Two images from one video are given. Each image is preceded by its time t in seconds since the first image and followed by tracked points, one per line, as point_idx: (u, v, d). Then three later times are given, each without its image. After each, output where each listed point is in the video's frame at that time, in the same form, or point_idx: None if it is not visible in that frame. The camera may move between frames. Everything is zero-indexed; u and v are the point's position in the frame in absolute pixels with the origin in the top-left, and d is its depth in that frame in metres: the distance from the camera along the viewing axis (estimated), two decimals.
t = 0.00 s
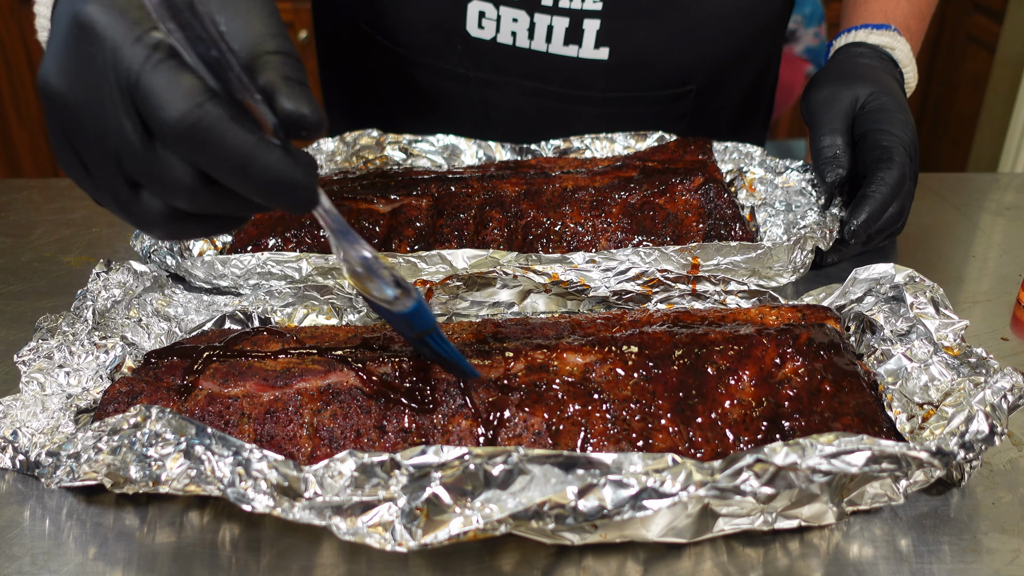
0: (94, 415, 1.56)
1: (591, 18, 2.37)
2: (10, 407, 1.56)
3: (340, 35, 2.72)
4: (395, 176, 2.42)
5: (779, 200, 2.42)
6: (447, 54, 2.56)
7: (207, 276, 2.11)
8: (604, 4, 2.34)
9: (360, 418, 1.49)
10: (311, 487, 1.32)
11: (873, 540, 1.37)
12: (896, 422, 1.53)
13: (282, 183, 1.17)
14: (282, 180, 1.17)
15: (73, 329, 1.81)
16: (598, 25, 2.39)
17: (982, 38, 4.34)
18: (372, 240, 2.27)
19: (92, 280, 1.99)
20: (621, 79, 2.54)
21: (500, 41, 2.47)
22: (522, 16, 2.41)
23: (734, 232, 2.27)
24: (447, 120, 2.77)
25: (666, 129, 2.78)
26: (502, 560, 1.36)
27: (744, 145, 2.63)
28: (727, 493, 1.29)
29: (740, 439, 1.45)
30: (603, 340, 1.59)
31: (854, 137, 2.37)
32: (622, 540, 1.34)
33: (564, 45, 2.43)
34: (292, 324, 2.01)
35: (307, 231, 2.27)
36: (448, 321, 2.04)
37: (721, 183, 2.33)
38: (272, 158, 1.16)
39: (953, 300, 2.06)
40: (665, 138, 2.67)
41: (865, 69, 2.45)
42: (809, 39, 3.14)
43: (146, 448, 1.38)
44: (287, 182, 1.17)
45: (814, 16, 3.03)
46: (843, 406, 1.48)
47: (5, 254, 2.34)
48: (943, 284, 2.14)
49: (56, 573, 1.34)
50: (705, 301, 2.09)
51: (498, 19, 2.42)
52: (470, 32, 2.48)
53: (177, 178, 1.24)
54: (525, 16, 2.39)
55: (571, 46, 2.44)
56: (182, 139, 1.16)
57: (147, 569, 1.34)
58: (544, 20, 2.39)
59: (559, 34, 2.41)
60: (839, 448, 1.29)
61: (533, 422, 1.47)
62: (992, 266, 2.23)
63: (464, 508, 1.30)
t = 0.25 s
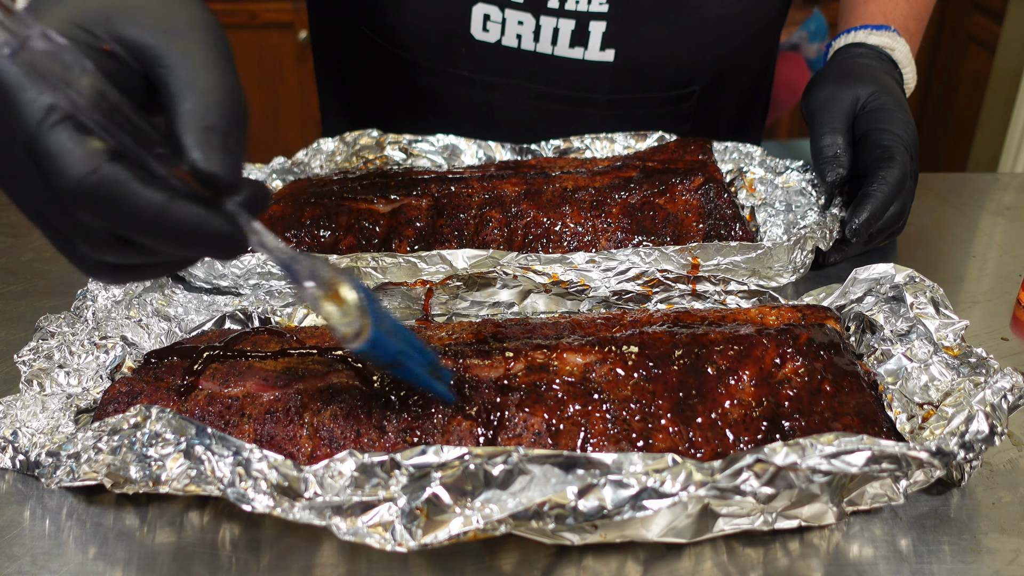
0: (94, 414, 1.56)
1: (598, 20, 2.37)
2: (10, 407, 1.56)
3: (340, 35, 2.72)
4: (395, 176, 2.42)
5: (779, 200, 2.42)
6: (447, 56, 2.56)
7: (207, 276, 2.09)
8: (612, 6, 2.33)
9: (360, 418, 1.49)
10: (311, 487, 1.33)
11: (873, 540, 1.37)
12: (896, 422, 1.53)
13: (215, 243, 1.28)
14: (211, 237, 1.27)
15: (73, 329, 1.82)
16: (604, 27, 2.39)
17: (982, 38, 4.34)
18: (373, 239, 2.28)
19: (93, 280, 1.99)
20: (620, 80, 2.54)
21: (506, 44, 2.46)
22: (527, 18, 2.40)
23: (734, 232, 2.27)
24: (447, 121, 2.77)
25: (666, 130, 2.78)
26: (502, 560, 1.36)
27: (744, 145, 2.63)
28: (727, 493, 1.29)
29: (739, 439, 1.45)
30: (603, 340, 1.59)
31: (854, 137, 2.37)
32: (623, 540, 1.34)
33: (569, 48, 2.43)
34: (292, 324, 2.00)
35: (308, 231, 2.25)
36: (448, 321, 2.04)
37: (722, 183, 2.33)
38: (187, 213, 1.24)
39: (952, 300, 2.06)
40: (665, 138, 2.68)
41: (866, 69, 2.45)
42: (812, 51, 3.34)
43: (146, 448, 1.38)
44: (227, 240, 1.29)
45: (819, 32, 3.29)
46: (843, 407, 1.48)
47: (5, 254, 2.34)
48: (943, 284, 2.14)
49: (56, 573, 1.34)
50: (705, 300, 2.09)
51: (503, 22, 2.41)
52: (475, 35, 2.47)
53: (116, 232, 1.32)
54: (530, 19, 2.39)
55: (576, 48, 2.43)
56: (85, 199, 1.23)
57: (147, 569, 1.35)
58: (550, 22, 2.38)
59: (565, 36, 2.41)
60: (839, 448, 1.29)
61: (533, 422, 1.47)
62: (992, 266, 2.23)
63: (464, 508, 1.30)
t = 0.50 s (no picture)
0: (95, 414, 1.56)
1: (597, 23, 2.37)
2: (10, 407, 1.56)
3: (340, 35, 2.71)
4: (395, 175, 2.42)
5: (780, 200, 2.42)
6: (447, 57, 2.55)
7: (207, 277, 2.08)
8: (613, 9, 2.34)
9: (360, 418, 1.49)
10: (311, 487, 1.32)
11: (873, 540, 1.37)
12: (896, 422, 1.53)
13: (354, 298, 1.16)
14: (349, 292, 1.15)
15: (73, 329, 1.82)
16: (605, 30, 2.38)
17: (982, 38, 4.34)
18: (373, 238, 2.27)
19: (92, 280, 1.99)
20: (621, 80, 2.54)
21: (505, 47, 2.46)
22: (528, 21, 2.39)
23: (734, 232, 2.27)
24: (446, 123, 2.75)
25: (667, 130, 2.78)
26: (503, 560, 1.36)
27: (744, 145, 2.63)
28: (728, 494, 1.29)
29: (740, 439, 1.45)
30: (603, 340, 1.59)
31: (855, 137, 2.37)
32: (623, 540, 1.34)
33: (570, 51, 2.43)
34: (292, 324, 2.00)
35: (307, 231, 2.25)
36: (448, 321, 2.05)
37: (722, 183, 2.33)
38: (326, 261, 1.10)
39: (953, 300, 2.06)
40: (665, 138, 2.68)
41: (866, 69, 2.44)
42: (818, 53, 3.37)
43: (146, 448, 1.38)
44: (362, 296, 1.17)
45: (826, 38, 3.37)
46: (843, 407, 1.48)
47: (5, 254, 2.34)
48: (943, 284, 2.14)
49: (56, 573, 1.34)
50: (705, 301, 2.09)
51: (503, 25, 2.41)
52: (475, 39, 2.47)
53: (242, 286, 1.16)
54: (530, 23, 2.38)
55: (577, 51, 2.43)
56: (267, 259, 1.09)
57: (147, 569, 1.35)
58: (550, 26, 2.38)
59: (566, 40, 2.40)
60: (839, 448, 1.29)
61: (533, 423, 1.47)
62: (992, 266, 2.23)
63: (465, 508, 1.30)
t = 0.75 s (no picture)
0: (94, 415, 1.56)
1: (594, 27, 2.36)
2: (10, 407, 1.56)
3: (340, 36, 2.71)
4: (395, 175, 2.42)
5: (779, 200, 2.42)
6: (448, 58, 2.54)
7: (207, 277, 2.11)
8: (609, 12, 2.33)
9: (360, 418, 1.49)
10: (310, 489, 1.32)
11: (873, 540, 1.37)
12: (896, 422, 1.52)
13: (451, 293, 1.14)
14: (523, 272, 1.12)
15: (72, 329, 1.82)
16: (601, 33, 2.37)
17: (982, 38, 4.34)
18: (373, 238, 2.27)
19: (92, 280, 1.99)
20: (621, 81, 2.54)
21: (501, 49, 2.43)
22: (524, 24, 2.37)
23: (734, 232, 2.27)
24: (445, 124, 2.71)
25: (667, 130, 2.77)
26: (502, 560, 1.36)
27: (744, 145, 2.62)
28: (727, 495, 1.29)
29: (740, 439, 1.45)
30: (603, 341, 1.59)
31: (855, 137, 2.37)
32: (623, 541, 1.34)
33: (566, 54, 2.42)
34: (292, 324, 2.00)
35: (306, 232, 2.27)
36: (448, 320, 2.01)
37: (721, 183, 2.33)
38: (516, 237, 1.11)
39: (953, 300, 2.06)
40: (665, 138, 2.68)
41: (866, 69, 2.44)
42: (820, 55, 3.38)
43: (145, 449, 1.38)
44: (538, 276, 1.14)
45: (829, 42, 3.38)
46: (843, 407, 1.48)
47: (4, 254, 2.34)
48: (943, 284, 2.14)
49: (55, 573, 1.33)
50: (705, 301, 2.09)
51: (499, 27, 2.38)
52: (471, 40, 2.43)
53: (429, 274, 1.12)
54: (527, 25, 2.36)
55: (573, 54, 2.42)
56: (462, 237, 1.09)
57: (147, 569, 1.34)
58: (547, 28, 2.36)
59: (562, 42, 2.39)
60: (839, 450, 1.30)
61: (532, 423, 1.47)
62: (993, 266, 2.23)
63: (464, 510, 1.30)
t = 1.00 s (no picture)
0: (95, 414, 1.56)
1: (606, 29, 2.35)
2: (10, 407, 1.56)
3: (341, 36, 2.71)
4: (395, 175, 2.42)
5: (779, 200, 2.42)
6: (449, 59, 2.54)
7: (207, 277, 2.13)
8: (621, 13, 2.32)
9: (360, 417, 1.49)
10: (309, 492, 1.33)
11: (872, 540, 1.37)
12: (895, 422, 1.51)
13: (450, 360, 1.12)
14: (472, 355, 1.12)
15: (72, 329, 1.82)
16: (613, 35, 2.37)
17: (983, 38, 4.34)
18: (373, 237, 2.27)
19: (92, 280, 1.99)
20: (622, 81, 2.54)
21: (513, 52, 2.43)
22: (536, 26, 2.37)
23: (734, 232, 2.27)
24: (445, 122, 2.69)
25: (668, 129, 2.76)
26: (502, 559, 1.36)
27: (744, 145, 2.62)
28: (727, 496, 1.29)
29: (739, 439, 1.45)
30: (603, 340, 1.59)
31: (855, 137, 2.36)
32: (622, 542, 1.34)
33: (578, 56, 2.42)
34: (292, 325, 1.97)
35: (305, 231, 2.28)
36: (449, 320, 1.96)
37: (721, 183, 2.34)
38: (474, 322, 1.09)
39: (953, 300, 2.06)
40: (665, 138, 2.68)
41: (867, 69, 2.44)
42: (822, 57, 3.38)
43: (145, 451, 1.38)
44: (484, 359, 1.14)
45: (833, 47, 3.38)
46: (842, 407, 1.48)
47: (5, 254, 2.34)
48: (943, 284, 2.14)
49: (55, 573, 1.33)
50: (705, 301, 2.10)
51: (512, 29, 2.38)
52: (483, 42, 2.43)
53: (381, 339, 1.10)
54: (539, 27, 2.36)
55: (586, 56, 2.42)
56: (415, 316, 1.07)
57: (146, 569, 1.35)
58: (560, 30, 2.36)
59: (575, 44, 2.39)
60: (839, 450, 1.30)
61: (531, 423, 1.47)
62: (993, 266, 2.23)
63: (464, 512, 1.30)
